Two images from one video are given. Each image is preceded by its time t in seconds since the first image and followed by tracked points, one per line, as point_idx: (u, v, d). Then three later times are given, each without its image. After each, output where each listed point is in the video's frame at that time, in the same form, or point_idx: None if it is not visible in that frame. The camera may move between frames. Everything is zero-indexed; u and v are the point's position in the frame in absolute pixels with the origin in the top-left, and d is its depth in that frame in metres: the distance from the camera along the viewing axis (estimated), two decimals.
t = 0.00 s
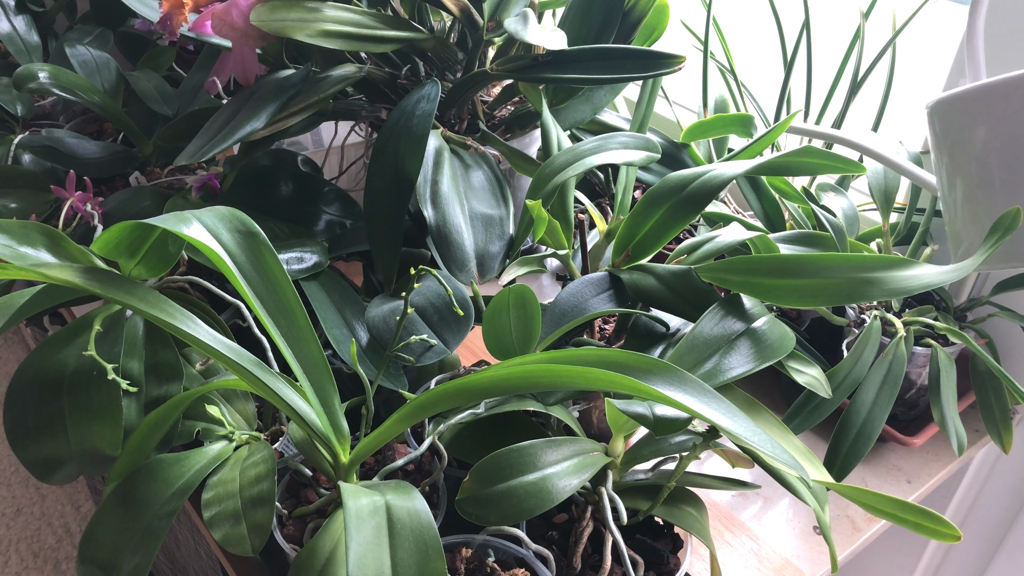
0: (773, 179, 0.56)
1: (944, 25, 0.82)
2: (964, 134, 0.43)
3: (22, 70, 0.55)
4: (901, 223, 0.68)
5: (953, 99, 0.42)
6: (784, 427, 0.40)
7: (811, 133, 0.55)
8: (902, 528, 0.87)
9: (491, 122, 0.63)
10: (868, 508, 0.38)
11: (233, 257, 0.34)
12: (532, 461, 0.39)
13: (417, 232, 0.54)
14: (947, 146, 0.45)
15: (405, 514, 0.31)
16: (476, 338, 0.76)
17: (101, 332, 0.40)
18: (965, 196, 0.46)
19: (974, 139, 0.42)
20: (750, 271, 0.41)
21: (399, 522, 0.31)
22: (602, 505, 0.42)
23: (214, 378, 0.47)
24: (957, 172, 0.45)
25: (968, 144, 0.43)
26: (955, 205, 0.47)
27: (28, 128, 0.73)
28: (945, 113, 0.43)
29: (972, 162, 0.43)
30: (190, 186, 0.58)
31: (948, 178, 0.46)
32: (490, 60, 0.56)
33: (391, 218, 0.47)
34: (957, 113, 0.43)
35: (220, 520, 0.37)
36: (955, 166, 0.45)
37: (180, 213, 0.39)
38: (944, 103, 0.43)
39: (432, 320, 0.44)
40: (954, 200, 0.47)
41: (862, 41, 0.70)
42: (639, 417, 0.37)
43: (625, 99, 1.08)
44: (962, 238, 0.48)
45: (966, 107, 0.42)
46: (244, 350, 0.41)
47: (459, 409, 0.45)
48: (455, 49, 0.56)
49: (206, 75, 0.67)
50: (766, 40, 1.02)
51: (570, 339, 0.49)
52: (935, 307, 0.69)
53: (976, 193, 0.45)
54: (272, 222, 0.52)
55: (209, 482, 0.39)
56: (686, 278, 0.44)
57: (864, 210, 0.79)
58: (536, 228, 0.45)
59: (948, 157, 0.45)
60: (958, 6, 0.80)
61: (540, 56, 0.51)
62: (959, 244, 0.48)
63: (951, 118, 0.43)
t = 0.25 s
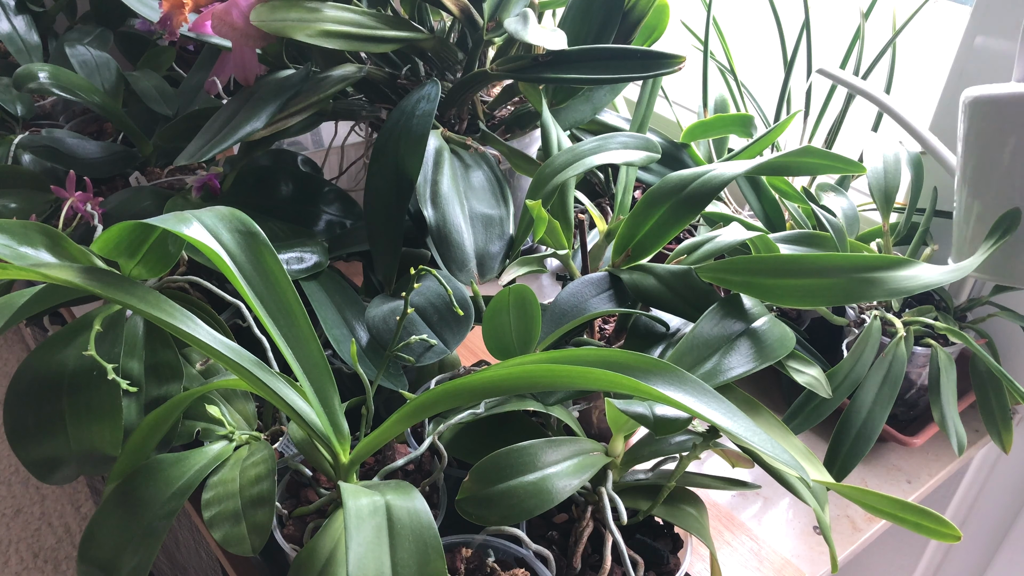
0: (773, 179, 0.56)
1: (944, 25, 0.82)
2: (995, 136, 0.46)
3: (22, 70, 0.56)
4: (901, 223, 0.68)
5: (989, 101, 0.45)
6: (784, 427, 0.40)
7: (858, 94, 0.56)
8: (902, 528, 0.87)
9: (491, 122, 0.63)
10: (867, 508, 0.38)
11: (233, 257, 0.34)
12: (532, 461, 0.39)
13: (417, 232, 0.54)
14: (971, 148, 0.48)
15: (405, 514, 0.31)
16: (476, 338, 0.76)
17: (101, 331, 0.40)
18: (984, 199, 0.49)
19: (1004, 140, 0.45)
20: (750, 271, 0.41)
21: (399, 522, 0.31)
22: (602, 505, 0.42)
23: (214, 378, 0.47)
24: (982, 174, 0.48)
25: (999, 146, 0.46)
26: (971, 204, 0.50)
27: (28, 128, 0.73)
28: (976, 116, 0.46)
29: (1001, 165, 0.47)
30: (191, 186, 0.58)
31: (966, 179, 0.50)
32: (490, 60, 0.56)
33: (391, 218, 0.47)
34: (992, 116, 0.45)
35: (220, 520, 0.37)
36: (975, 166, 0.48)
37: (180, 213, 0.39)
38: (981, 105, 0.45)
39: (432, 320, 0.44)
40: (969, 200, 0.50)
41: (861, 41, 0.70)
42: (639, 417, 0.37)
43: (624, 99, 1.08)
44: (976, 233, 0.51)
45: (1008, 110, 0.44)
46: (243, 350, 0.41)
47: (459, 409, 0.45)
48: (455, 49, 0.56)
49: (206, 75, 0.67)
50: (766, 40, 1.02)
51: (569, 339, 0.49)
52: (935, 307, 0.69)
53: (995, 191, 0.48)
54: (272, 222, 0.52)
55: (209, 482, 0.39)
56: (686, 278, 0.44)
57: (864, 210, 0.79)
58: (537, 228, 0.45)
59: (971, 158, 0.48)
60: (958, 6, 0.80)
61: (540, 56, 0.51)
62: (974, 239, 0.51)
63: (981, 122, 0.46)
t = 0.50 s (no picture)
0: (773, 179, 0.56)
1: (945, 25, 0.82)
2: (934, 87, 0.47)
3: (22, 70, 0.55)
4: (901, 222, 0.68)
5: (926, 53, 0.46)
6: (784, 427, 0.40)
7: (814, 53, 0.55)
8: (903, 529, 0.87)
9: (491, 122, 0.63)
10: (867, 508, 0.38)
11: (233, 257, 0.34)
12: (532, 461, 0.39)
13: (417, 232, 0.54)
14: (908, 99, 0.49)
15: (405, 514, 0.31)
16: (476, 338, 0.76)
17: (101, 332, 0.40)
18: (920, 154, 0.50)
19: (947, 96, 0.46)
20: (751, 271, 0.41)
21: (399, 522, 0.31)
22: (602, 505, 0.42)
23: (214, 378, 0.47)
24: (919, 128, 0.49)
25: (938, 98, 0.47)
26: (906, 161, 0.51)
27: (28, 128, 0.73)
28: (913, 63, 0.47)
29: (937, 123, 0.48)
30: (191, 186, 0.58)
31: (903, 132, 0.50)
32: (490, 60, 0.56)
33: (391, 218, 0.47)
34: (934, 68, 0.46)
35: (220, 520, 0.37)
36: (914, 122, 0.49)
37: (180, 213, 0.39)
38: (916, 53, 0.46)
39: (432, 320, 0.44)
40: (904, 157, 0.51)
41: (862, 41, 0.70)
42: (639, 417, 0.37)
43: (625, 99, 1.08)
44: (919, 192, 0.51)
45: (942, 63, 0.45)
46: (243, 350, 0.41)
47: (459, 409, 0.45)
48: (455, 49, 0.56)
49: (206, 75, 0.67)
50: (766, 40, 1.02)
51: (570, 339, 0.49)
52: (935, 307, 0.69)
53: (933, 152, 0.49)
54: (272, 222, 0.52)
55: (209, 482, 0.39)
56: (686, 278, 0.44)
57: (864, 210, 0.79)
58: (537, 228, 0.45)
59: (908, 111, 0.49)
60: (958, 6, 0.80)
61: (540, 56, 0.51)
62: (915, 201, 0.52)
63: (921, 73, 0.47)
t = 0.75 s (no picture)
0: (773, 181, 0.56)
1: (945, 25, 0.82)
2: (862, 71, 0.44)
3: (22, 70, 0.56)
4: (901, 223, 0.68)
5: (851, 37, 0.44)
6: (785, 427, 0.40)
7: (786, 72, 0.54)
8: (902, 529, 0.87)
9: (491, 122, 0.63)
10: (867, 508, 0.38)
11: (233, 257, 0.34)
12: (532, 461, 0.39)
13: (417, 232, 0.54)
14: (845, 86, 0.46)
15: (405, 515, 0.31)
16: (476, 338, 0.76)
17: (101, 332, 0.40)
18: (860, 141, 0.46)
19: (875, 78, 0.44)
20: (751, 271, 0.41)
21: (399, 522, 0.31)
22: (602, 505, 0.42)
23: (214, 378, 0.47)
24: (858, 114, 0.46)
25: (866, 86, 0.45)
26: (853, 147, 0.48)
27: (28, 128, 0.73)
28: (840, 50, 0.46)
29: (879, 106, 0.44)
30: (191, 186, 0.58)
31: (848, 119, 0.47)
32: (490, 60, 0.56)
33: (391, 218, 0.47)
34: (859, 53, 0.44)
35: (221, 520, 0.37)
36: (855, 109, 0.46)
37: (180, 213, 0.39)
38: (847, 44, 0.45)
39: (432, 320, 0.44)
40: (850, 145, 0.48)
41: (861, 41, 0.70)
42: (640, 417, 0.37)
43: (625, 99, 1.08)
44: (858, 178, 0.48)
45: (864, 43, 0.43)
46: (244, 350, 0.41)
47: (459, 409, 0.45)
48: (455, 49, 0.56)
49: (206, 75, 0.67)
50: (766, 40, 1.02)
51: (570, 339, 0.49)
52: (936, 307, 0.69)
53: (870, 135, 0.46)
54: (272, 222, 0.52)
55: (209, 482, 0.39)
56: (687, 278, 0.44)
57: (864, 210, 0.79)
58: (537, 228, 0.45)
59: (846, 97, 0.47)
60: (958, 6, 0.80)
61: (540, 56, 0.51)
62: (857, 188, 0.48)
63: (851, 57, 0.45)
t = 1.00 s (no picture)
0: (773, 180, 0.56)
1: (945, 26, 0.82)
2: (841, 36, 0.40)
3: (21, 70, 0.56)
4: (901, 223, 0.68)
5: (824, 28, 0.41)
6: (785, 427, 0.40)
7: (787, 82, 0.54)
8: (902, 529, 0.87)
9: (491, 122, 0.63)
10: (868, 508, 0.38)
11: (233, 257, 0.34)
12: (532, 461, 0.39)
13: (417, 232, 0.54)
14: (822, 55, 0.42)
15: (405, 515, 0.31)
16: (477, 338, 0.76)
17: (101, 331, 0.40)
18: (845, 112, 0.42)
19: (855, 43, 0.39)
20: (751, 271, 0.41)
21: (399, 522, 0.31)
22: (602, 505, 0.42)
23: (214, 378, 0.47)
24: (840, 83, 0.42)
25: (846, 54, 0.40)
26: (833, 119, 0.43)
27: (28, 128, 0.73)
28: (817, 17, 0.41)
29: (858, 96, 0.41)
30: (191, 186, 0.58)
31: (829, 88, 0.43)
32: (490, 60, 0.56)
33: (391, 218, 0.47)
34: (838, 19, 0.40)
35: (221, 520, 0.37)
36: (836, 79, 0.42)
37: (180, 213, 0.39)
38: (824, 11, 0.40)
39: (432, 320, 0.44)
40: (834, 116, 0.43)
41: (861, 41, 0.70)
42: (640, 417, 0.37)
43: (625, 99, 1.08)
44: (844, 153, 0.43)
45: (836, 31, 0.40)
46: (244, 350, 0.41)
47: (459, 409, 0.45)
48: (455, 49, 0.56)
49: (207, 75, 0.67)
50: (766, 40, 1.02)
51: (570, 339, 0.49)
52: (936, 307, 0.69)
53: (854, 104, 0.41)
54: (272, 222, 0.52)
55: (209, 482, 0.39)
56: (687, 278, 0.44)
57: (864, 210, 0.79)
58: (537, 227, 0.45)
59: (825, 66, 0.42)
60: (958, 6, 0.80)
61: (540, 56, 0.51)
62: (843, 165, 0.44)
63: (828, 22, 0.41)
